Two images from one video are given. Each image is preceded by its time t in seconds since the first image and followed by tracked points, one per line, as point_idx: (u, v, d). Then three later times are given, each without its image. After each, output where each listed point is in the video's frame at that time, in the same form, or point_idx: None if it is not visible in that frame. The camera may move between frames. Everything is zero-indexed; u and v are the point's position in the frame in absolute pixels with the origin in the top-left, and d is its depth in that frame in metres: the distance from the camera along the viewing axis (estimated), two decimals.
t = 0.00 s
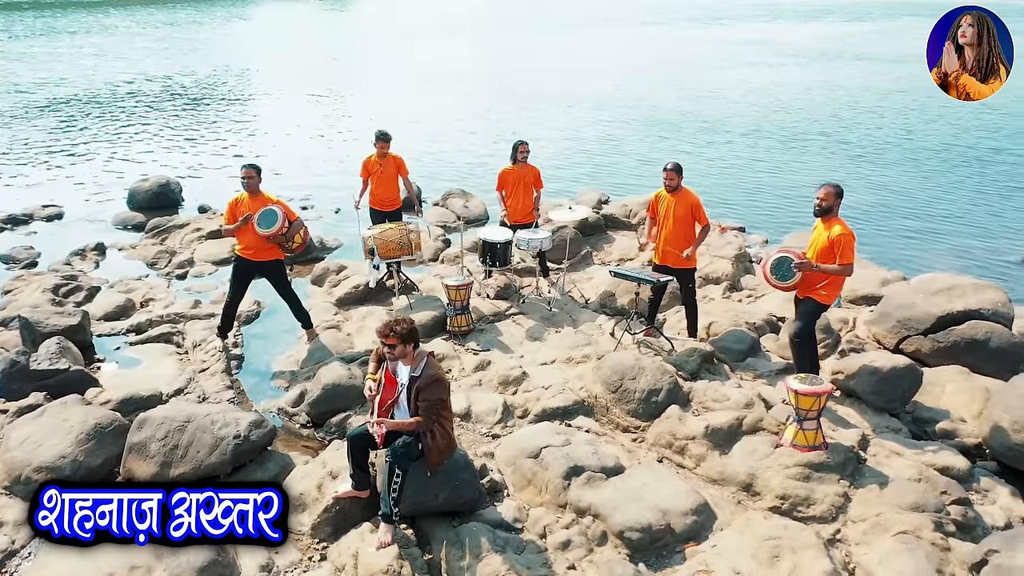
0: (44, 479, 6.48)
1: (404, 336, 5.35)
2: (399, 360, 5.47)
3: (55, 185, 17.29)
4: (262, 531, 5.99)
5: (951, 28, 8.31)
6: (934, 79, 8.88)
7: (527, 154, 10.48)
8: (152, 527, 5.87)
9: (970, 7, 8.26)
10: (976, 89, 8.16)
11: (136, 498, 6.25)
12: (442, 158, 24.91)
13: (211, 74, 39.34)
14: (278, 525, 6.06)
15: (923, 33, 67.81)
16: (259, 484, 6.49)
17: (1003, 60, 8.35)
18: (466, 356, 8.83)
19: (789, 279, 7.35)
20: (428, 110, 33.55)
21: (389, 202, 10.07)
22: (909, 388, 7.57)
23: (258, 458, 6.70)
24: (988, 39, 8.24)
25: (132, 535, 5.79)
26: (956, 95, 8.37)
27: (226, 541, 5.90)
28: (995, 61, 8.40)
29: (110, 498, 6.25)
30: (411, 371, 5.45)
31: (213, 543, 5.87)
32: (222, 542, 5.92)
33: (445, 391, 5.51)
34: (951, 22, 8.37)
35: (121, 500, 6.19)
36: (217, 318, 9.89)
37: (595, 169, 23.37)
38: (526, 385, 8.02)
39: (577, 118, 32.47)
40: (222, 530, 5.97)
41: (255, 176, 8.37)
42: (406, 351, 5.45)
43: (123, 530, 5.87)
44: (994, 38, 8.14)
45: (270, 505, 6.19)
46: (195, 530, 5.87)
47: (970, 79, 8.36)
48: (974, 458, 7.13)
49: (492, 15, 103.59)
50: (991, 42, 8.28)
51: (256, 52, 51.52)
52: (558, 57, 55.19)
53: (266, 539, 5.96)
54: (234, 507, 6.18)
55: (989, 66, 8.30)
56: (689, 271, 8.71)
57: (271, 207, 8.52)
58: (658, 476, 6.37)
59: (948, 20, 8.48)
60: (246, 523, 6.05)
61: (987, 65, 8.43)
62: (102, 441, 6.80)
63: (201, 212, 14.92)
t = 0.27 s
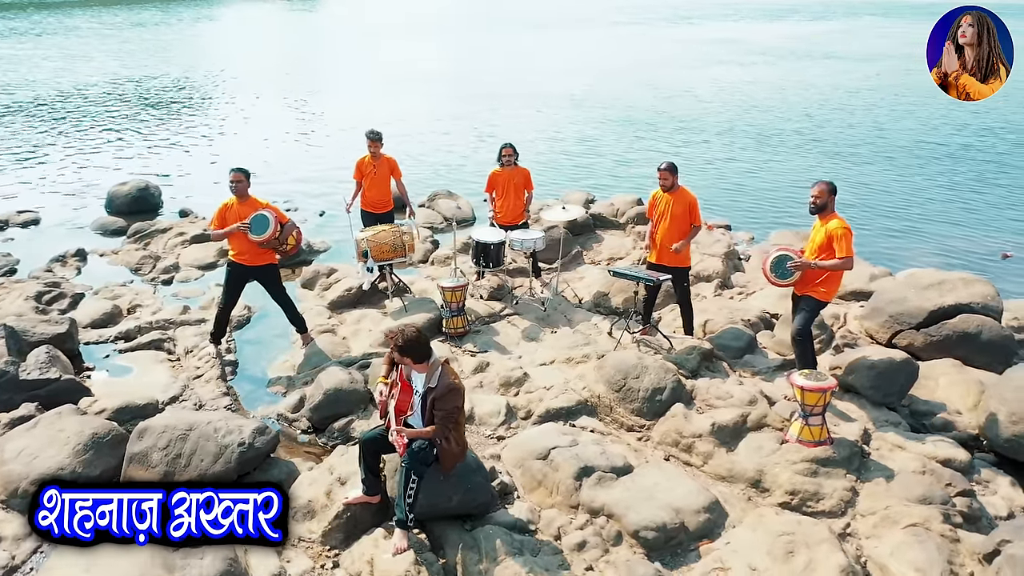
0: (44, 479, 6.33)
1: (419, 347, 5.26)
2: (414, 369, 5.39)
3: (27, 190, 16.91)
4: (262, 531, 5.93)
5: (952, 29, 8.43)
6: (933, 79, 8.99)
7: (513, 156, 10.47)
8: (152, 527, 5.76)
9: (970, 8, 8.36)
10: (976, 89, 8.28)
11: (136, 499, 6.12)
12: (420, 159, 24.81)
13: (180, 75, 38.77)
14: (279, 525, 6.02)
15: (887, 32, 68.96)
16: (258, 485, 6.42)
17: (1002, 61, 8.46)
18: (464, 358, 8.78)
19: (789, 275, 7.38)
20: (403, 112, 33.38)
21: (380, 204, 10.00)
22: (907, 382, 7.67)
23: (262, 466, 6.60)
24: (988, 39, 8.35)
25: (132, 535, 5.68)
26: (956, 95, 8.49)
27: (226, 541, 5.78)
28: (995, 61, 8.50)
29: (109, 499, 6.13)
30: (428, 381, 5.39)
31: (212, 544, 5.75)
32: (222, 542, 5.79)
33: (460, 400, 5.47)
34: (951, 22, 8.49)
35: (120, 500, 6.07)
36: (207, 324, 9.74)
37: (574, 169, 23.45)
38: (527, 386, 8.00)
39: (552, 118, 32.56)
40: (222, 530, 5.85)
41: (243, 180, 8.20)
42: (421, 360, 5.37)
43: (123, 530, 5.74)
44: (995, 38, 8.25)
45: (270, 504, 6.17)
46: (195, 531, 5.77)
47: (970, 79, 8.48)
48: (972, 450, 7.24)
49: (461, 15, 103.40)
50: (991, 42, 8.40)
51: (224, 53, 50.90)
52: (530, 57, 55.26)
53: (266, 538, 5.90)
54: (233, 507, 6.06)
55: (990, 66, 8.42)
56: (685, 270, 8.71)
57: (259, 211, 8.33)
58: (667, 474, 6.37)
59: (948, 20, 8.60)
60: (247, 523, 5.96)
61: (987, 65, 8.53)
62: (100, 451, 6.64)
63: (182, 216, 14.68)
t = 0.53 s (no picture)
0: (44, 479, 6.15)
1: (432, 354, 5.19)
2: (426, 376, 5.30)
3: None
4: (262, 531, 6.00)
5: (952, 28, 8.62)
6: (933, 78, 9.36)
7: (503, 157, 10.40)
8: (152, 527, 5.85)
9: (970, 8, 8.56)
10: (975, 89, 8.61)
11: (137, 498, 6.12)
12: (398, 160, 24.67)
13: (148, 78, 38.14)
14: (278, 525, 6.08)
15: (852, 30, 69.97)
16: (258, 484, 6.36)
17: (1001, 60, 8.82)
18: (462, 361, 8.72)
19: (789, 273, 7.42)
20: (377, 113, 33.16)
21: (371, 207, 9.91)
22: (903, 376, 7.76)
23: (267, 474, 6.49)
24: (988, 41, 8.69)
25: (132, 535, 5.80)
26: (956, 94, 8.85)
27: (225, 542, 5.91)
28: (994, 60, 8.86)
29: (109, 498, 6.07)
30: (442, 389, 5.29)
31: (213, 544, 5.87)
32: (222, 542, 5.92)
33: (473, 407, 5.36)
34: (951, 21, 8.69)
35: (120, 500, 6.05)
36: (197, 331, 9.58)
37: (552, 169, 23.50)
38: (529, 388, 7.97)
39: (527, 119, 32.57)
40: (221, 530, 5.95)
41: (228, 186, 8.02)
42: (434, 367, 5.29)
43: (123, 530, 5.85)
44: (993, 37, 8.50)
45: (270, 505, 6.18)
46: (195, 530, 5.86)
47: (970, 78, 8.86)
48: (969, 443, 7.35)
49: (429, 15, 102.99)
50: (991, 43, 8.72)
51: (192, 55, 50.14)
52: (502, 57, 55.22)
53: (266, 539, 5.98)
54: (233, 506, 6.10)
55: (989, 66, 8.78)
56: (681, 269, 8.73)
57: (241, 219, 8.08)
58: (677, 474, 6.38)
59: (949, 20, 8.82)
60: (247, 523, 6.03)
61: (987, 65, 8.89)
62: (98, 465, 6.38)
63: (161, 221, 14.43)
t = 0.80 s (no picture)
0: (44, 479, 6.11)
1: (439, 348, 5.19)
2: (433, 372, 5.29)
3: None
4: (262, 531, 5.98)
5: (952, 28, 8.73)
6: (933, 78, 9.41)
7: (494, 157, 10.34)
8: (153, 527, 5.85)
9: (970, 8, 8.67)
10: (976, 89, 8.68)
11: (136, 498, 6.10)
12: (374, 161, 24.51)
13: (114, 80, 37.49)
14: (278, 525, 6.05)
15: (817, 29, 70.92)
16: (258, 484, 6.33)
17: (1001, 60, 8.87)
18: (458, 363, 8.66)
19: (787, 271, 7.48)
20: (350, 114, 32.91)
21: (362, 210, 9.81)
22: (898, 371, 7.86)
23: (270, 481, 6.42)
24: (988, 40, 8.74)
25: (132, 535, 5.83)
26: (957, 94, 8.89)
27: (225, 542, 5.91)
28: (994, 61, 8.93)
29: (110, 498, 6.08)
30: (449, 385, 5.28)
31: (213, 544, 5.89)
32: (222, 541, 5.93)
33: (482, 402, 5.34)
34: (952, 22, 8.79)
35: (120, 500, 6.05)
36: (185, 339, 9.41)
37: (530, 170, 23.52)
38: (528, 390, 7.94)
39: (502, 119, 32.56)
40: (221, 530, 5.95)
41: (219, 190, 7.87)
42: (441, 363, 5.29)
43: (124, 530, 5.87)
44: (993, 38, 8.60)
45: (270, 504, 6.13)
46: (195, 530, 5.88)
47: (970, 79, 8.90)
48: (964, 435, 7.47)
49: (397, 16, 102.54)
50: (991, 43, 8.79)
51: (158, 57, 49.40)
52: (473, 58, 55.13)
53: (266, 539, 5.96)
54: (233, 506, 6.09)
55: (990, 66, 8.80)
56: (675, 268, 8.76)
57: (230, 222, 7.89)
58: (684, 473, 6.39)
59: (949, 20, 8.91)
60: (247, 523, 6.02)
61: (987, 65, 8.95)
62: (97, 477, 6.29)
63: (140, 226, 14.17)
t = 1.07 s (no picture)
0: (44, 478, 6.00)
1: (443, 357, 5.14)
2: (440, 380, 5.24)
3: None
4: (262, 531, 5.95)
5: (953, 28, 8.90)
6: (932, 78, 9.55)
7: (487, 158, 10.29)
8: (153, 526, 5.90)
9: (970, 8, 8.85)
10: (975, 89, 8.84)
11: (136, 497, 6.05)
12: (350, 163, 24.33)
13: (78, 83, 36.77)
14: (278, 525, 6.03)
15: (783, 29, 71.92)
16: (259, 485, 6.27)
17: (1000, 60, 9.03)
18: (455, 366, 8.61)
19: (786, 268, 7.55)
20: (323, 116, 32.62)
21: (354, 212, 9.72)
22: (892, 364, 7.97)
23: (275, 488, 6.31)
24: (989, 40, 8.91)
25: (132, 536, 5.85)
26: (957, 94, 9.03)
27: (225, 542, 5.91)
28: (993, 60, 9.09)
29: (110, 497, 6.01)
30: (456, 389, 5.24)
31: (212, 544, 5.91)
32: (222, 542, 5.93)
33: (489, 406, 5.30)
34: (952, 22, 8.96)
35: (120, 499, 6.00)
36: (174, 346, 9.24)
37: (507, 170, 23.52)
38: (528, 391, 7.91)
39: (475, 119, 32.52)
40: (221, 530, 5.96)
41: (219, 194, 7.75)
42: (448, 369, 5.24)
43: (123, 530, 5.87)
44: (994, 37, 8.79)
45: (270, 505, 6.10)
46: (195, 531, 5.94)
47: (971, 78, 9.06)
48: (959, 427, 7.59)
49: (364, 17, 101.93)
50: (991, 43, 8.95)
51: (122, 57, 48.55)
52: (443, 58, 54.98)
53: (266, 539, 5.93)
54: (233, 506, 6.08)
55: (991, 66, 8.97)
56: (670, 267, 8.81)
57: (235, 225, 7.82)
58: (691, 470, 6.41)
59: (949, 20, 9.07)
60: (246, 523, 5.99)
61: (985, 64, 9.11)
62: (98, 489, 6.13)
63: (118, 231, 13.90)
